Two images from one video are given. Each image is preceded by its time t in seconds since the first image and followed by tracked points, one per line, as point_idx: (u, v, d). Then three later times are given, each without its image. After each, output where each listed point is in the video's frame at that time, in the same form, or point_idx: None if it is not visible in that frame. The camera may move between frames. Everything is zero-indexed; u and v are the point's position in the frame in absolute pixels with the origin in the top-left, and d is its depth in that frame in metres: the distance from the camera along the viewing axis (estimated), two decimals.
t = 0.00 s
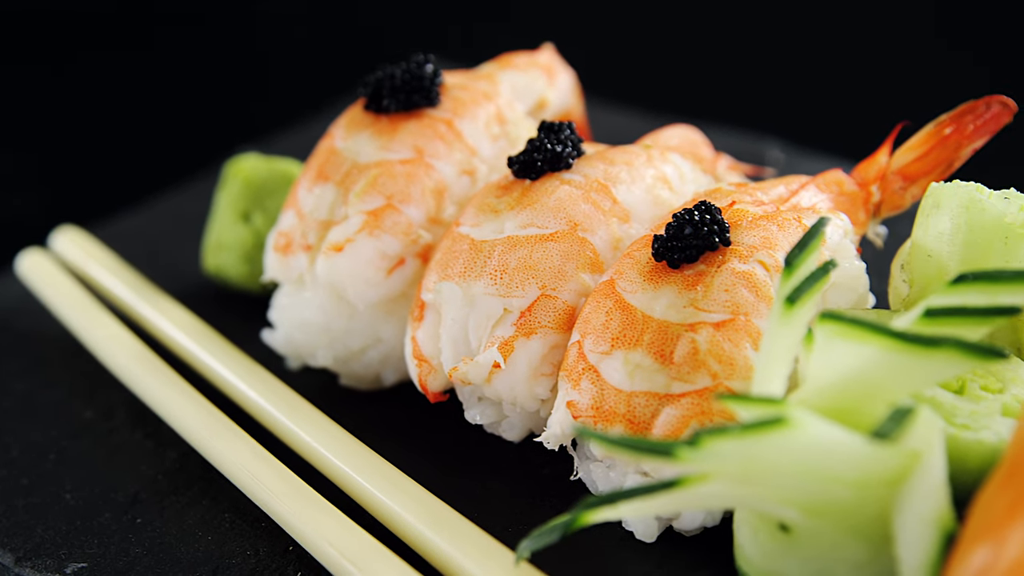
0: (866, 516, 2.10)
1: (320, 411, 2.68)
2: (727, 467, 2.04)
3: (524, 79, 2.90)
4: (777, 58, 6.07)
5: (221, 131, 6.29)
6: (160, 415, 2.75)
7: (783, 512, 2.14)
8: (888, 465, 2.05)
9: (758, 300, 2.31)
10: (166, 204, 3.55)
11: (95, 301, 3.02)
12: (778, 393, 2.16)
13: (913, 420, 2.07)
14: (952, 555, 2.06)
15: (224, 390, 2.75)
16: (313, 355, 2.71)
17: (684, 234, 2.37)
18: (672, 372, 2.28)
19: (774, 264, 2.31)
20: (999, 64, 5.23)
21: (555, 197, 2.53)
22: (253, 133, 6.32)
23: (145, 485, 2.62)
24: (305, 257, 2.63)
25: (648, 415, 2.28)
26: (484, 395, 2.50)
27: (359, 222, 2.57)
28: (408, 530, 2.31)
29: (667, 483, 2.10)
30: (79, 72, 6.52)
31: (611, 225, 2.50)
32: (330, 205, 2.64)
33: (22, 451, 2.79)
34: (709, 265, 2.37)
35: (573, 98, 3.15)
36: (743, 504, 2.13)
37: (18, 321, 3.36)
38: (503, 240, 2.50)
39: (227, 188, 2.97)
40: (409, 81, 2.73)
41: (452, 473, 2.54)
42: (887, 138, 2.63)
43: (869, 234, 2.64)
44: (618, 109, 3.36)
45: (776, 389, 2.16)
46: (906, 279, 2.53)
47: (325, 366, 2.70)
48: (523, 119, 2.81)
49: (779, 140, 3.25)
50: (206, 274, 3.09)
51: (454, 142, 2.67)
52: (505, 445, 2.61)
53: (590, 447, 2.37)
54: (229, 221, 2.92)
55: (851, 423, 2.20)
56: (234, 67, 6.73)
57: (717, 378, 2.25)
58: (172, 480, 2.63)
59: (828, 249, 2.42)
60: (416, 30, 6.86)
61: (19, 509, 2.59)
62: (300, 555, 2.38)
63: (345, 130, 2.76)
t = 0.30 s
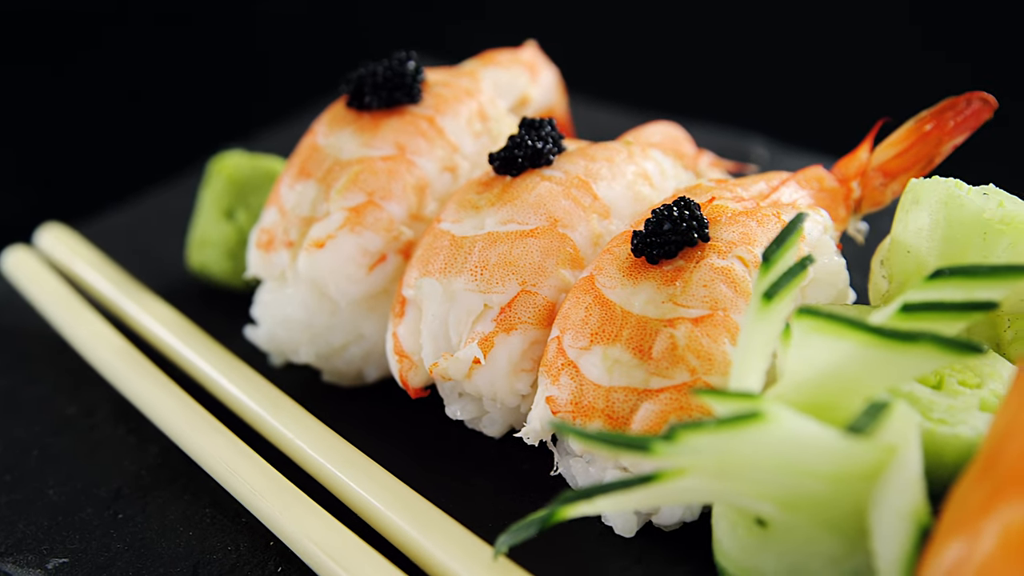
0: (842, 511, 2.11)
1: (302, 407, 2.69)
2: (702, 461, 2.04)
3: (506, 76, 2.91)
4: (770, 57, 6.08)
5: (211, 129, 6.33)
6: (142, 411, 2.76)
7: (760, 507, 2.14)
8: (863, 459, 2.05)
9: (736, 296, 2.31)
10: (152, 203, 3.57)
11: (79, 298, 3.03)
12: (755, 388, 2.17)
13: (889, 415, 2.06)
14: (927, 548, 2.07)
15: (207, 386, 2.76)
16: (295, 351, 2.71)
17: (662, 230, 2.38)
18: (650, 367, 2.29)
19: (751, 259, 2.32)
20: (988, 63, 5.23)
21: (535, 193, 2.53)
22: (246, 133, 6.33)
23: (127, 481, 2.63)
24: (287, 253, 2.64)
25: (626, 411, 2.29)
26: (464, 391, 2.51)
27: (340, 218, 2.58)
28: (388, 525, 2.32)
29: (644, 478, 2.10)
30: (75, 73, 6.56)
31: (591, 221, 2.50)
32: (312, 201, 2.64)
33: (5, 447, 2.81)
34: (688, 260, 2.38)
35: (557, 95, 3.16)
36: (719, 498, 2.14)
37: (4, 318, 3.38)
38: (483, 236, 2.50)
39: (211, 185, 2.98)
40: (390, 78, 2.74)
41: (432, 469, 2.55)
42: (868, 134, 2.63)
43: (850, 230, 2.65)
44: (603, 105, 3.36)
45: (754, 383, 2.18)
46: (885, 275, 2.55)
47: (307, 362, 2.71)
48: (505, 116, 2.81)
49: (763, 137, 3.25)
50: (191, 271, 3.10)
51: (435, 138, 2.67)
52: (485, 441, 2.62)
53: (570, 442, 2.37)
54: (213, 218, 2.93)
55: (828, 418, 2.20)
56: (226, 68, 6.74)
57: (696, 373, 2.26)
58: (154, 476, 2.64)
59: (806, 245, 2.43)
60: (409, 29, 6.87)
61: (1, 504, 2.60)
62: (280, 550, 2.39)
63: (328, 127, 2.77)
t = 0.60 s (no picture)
0: (817, 504, 2.12)
1: (285, 403, 2.70)
2: (678, 455, 2.05)
3: (489, 72, 2.92)
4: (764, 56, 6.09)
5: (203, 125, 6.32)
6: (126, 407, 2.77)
7: (737, 501, 2.14)
8: (838, 453, 2.05)
9: (715, 291, 2.32)
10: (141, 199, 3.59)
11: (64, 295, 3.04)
12: (733, 382, 2.18)
13: (864, 409, 2.05)
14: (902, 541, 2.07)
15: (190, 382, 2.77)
16: (278, 347, 2.72)
17: (641, 225, 2.38)
18: (630, 362, 2.29)
19: (730, 255, 2.33)
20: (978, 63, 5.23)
21: (516, 189, 2.54)
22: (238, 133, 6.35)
23: (109, 477, 2.65)
24: (270, 249, 2.65)
25: (606, 406, 2.29)
26: (445, 386, 2.51)
27: (322, 214, 2.59)
28: (367, 518, 2.33)
29: (621, 472, 2.11)
30: (67, 71, 6.60)
31: (572, 217, 2.51)
32: (294, 197, 2.65)
33: None
34: (667, 256, 2.38)
35: (541, 92, 3.16)
36: (696, 492, 2.14)
37: None
38: (464, 232, 2.51)
39: (195, 181, 2.98)
40: (373, 74, 2.74)
41: (412, 464, 2.55)
42: (849, 130, 2.64)
43: (831, 226, 2.65)
44: (588, 102, 3.37)
45: (732, 378, 2.19)
46: (865, 271, 2.54)
47: (290, 358, 2.71)
48: (488, 112, 2.83)
49: (748, 134, 3.26)
50: (176, 268, 3.11)
51: (417, 134, 2.68)
52: (467, 437, 2.62)
53: (550, 437, 2.38)
54: (197, 214, 2.94)
55: (805, 412, 2.21)
56: (221, 67, 6.74)
57: (675, 368, 2.26)
58: (136, 472, 2.66)
59: (785, 241, 2.43)
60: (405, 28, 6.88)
61: None
62: (262, 545, 2.40)
63: (310, 123, 2.77)
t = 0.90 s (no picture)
0: (797, 498, 2.12)
1: (269, 396, 2.71)
2: (656, 447, 2.06)
3: (473, 67, 2.93)
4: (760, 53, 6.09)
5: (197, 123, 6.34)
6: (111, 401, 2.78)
7: (715, 494, 2.15)
8: (817, 447, 2.06)
9: (696, 285, 2.33)
10: (132, 194, 3.60)
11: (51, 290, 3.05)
12: (712, 375, 2.19)
13: (842, 401, 2.06)
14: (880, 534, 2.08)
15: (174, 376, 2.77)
16: (262, 341, 2.73)
17: (623, 220, 2.39)
18: (610, 356, 2.30)
19: (710, 249, 2.34)
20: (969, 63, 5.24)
21: (498, 183, 2.55)
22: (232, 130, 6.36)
23: (93, 470, 2.67)
24: (254, 243, 2.66)
25: (586, 399, 2.30)
26: (428, 379, 2.52)
27: (306, 209, 2.60)
28: (348, 511, 2.35)
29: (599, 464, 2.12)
30: (61, 66, 6.60)
31: (554, 211, 2.52)
32: (278, 191, 2.66)
33: None
34: (648, 250, 2.39)
35: (526, 87, 3.17)
36: (674, 484, 2.15)
37: None
38: (446, 226, 2.52)
39: (182, 176, 2.99)
40: (357, 70, 2.75)
41: (395, 457, 2.56)
42: (832, 126, 2.66)
43: (814, 221, 2.67)
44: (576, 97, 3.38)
45: (711, 371, 2.19)
46: (846, 266, 2.56)
47: (275, 352, 2.73)
48: (472, 107, 2.84)
49: (734, 130, 3.26)
50: (163, 262, 3.12)
51: (402, 130, 2.69)
52: (450, 430, 2.63)
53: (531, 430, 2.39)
54: (183, 209, 2.95)
55: (784, 406, 2.22)
56: (216, 64, 6.75)
57: (655, 362, 2.27)
58: (120, 465, 2.68)
59: (767, 235, 2.44)
60: (403, 25, 6.88)
61: None
62: (244, 538, 2.42)
63: (295, 118, 2.78)
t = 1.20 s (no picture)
0: (770, 487, 2.13)
1: (250, 388, 2.72)
2: (629, 436, 2.06)
3: (454, 61, 2.94)
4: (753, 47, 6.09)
5: (190, 120, 6.38)
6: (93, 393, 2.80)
7: (689, 483, 2.16)
8: (790, 436, 2.07)
9: (671, 277, 2.34)
10: (120, 186, 3.63)
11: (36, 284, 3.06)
12: (687, 366, 2.20)
13: (811, 392, 2.08)
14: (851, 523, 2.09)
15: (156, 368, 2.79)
16: (244, 333, 2.74)
17: (599, 212, 2.40)
18: (586, 347, 2.32)
19: (686, 240, 2.35)
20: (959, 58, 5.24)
21: (477, 175, 2.56)
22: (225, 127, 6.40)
23: (75, 462, 2.70)
24: (235, 236, 2.68)
25: (563, 390, 2.32)
26: (407, 371, 2.54)
27: (287, 201, 2.61)
28: (325, 501, 2.37)
29: (573, 454, 2.13)
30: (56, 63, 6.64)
31: (533, 203, 2.53)
32: (259, 184, 2.67)
33: None
34: (625, 241, 2.40)
35: (509, 81, 3.18)
36: (647, 473, 2.16)
37: None
38: (425, 219, 2.53)
39: (166, 170, 3.01)
40: (338, 63, 2.76)
41: (374, 448, 2.58)
42: (810, 119, 2.67)
43: (792, 214, 2.67)
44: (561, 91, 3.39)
45: (686, 362, 2.21)
46: (823, 257, 2.58)
47: (256, 344, 2.74)
48: (452, 100, 2.85)
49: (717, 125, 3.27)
50: (148, 256, 3.14)
51: (382, 123, 2.70)
52: (430, 421, 2.64)
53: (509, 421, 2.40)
54: (167, 203, 2.97)
55: (758, 396, 2.22)
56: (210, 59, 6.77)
57: (631, 352, 2.29)
58: (102, 457, 2.71)
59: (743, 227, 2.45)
60: (398, 21, 6.90)
61: None
62: (223, 529, 2.45)
63: (276, 111, 2.79)
